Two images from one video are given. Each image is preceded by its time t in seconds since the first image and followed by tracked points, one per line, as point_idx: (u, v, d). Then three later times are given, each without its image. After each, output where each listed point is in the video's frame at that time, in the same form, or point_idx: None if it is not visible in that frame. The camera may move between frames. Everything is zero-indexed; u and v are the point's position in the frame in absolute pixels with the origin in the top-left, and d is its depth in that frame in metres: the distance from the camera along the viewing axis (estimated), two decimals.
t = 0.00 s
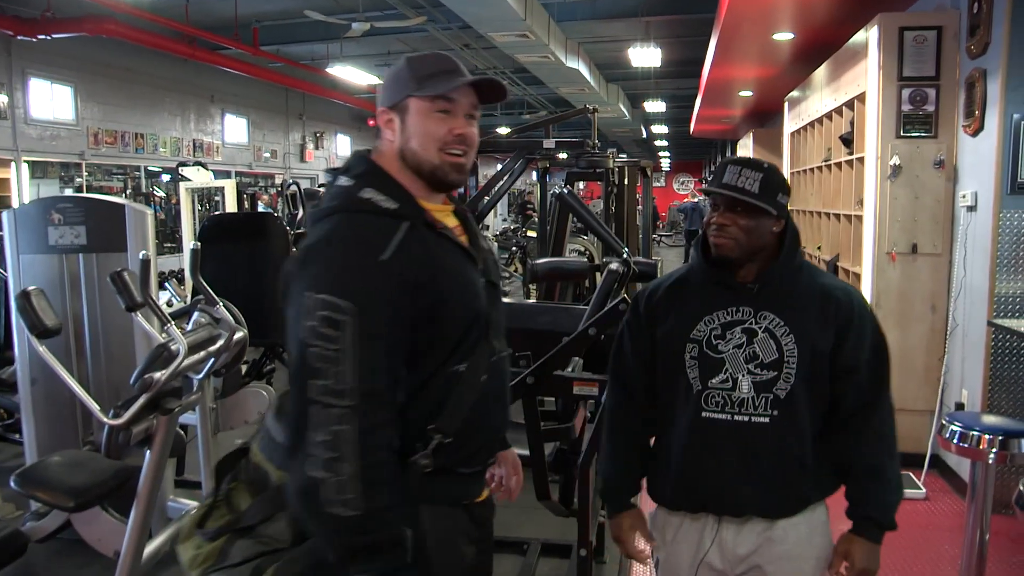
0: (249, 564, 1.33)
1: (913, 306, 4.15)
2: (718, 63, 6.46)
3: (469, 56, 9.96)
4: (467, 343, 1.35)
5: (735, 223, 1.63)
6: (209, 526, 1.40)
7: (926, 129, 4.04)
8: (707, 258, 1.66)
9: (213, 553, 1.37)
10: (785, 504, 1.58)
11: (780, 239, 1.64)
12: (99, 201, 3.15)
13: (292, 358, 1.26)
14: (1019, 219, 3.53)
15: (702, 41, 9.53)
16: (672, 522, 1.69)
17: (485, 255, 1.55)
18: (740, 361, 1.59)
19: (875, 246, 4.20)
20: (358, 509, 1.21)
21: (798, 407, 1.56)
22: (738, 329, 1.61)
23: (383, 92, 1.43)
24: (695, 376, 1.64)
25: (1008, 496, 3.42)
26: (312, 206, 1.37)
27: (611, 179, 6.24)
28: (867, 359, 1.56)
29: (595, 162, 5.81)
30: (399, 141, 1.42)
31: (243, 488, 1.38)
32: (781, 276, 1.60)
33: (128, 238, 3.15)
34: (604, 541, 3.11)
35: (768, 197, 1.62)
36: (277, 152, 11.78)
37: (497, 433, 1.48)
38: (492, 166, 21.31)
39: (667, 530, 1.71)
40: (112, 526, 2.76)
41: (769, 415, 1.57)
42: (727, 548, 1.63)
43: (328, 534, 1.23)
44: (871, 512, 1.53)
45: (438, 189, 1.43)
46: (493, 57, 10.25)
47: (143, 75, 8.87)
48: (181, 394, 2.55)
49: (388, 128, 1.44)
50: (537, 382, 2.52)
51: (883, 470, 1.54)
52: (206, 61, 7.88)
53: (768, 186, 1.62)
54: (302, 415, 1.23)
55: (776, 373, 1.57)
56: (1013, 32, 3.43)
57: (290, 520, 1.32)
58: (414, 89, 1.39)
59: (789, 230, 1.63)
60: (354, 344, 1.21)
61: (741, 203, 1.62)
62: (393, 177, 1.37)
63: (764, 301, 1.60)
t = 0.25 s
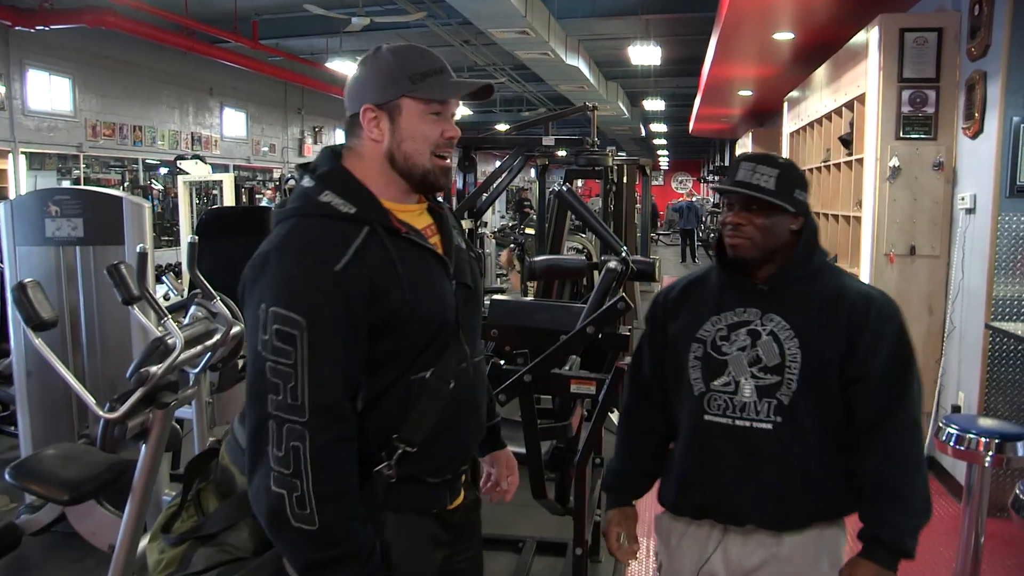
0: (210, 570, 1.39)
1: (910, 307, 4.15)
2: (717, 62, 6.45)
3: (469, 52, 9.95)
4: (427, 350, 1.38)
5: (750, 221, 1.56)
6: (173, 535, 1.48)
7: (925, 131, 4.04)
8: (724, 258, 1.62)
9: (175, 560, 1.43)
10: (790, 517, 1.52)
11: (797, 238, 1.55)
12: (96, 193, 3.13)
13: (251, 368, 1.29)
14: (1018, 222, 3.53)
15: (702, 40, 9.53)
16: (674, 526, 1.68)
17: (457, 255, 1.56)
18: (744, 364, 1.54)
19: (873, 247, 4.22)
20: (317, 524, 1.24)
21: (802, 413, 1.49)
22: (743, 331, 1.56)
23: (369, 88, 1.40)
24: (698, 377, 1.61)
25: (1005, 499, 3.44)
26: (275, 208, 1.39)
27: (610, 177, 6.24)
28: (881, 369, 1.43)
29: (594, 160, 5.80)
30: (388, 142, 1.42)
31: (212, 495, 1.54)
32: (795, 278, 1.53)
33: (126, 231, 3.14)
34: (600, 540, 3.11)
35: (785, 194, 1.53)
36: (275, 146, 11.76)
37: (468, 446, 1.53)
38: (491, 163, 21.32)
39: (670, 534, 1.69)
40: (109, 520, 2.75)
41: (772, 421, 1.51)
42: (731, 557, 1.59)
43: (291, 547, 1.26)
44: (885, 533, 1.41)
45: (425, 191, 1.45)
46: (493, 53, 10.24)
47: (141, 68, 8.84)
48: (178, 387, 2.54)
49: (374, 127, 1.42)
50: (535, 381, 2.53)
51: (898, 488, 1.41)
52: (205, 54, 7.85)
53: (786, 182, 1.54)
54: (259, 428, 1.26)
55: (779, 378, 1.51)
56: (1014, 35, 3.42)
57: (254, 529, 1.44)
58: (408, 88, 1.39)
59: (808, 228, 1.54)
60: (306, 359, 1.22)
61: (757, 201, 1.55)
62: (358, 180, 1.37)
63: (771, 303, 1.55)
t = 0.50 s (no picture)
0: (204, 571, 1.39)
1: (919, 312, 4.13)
2: (725, 64, 6.44)
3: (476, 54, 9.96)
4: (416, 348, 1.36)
5: (774, 224, 1.51)
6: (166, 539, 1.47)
7: (933, 135, 4.02)
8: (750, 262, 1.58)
9: (169, 563, 1.43)
10: (804, 527, 1.44)
11: (825, 242, 1.48)
12: (104, 193, 3.14)
13: (240, 377, 1.27)
14: None
15: (710, 43, 9.51)
16: (690, 532, 1.63)
17: (444, 251, 1.52)
18: (764, 370, 1.48)
19: (881, 251, 4.19)
20: (321, 523, 1.21)
21: (822, 422, 1.41)
22: (766, 335, 1.50)
23: (350, 88, 1.37)
24: (719, 381, 1.56)
25: (1011, 504, 3.40)
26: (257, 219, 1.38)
27: (617, 179, 6.23)
28: (901, 374, 1.34)
29: (601, 162, 5.78)
30: (371, 142, 1.39)
31: (207, 495, 1.53)
32: (822, 282, 1.46)
33: (132, 231, 3.15)
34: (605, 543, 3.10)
35: (813, 195, 1.47)
36: (283, 146, 11.80)
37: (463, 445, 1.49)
38: (498, 164, 21.36)
39: (686, 541, 1.64)
40: (114, 519, 2.75)
41: (790, 430, 1.44)
42: (746, 570, 1.52)
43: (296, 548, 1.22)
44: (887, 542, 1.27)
45: (411, 190, 1.43)
46: (501, 55, 10.24)
47: (149, 68, 8.87)
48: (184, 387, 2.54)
49: (356, 127, 1.39)
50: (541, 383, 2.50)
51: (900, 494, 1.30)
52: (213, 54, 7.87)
53: (813, 182, 1.48)
54: (252, 435, 1.24)
55: (799, 385, 1.43)
56: None
57: (249, 531, 1.45)
58: (391, 86, 1.36)
59: (839, 231, 1.48)
60: (293, 363, 1.21)
61: (783, 203, 1.50)
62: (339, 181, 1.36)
63: (795, 309, 1.48)
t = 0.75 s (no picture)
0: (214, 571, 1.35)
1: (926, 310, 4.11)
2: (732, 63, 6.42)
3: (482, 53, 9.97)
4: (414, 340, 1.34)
5: (793, 228, 1.51)
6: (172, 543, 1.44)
7: (940, 133, 4.00)
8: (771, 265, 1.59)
9: (178, 564, 1.39)
10: (813, 537, 1.42)
11: (845, 246, 1.47)
12: (111, 193, 3.16)
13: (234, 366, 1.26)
14: None
15: (716, 41, 9.50)
16: (710, 534, 1.63)
17: (438, 248, 1.53)
18: (779, 375, 1.48)
19: (889, 249, 4.21)
20: (298, 514, 1.17)
21: (834, 430, 1.40)
22: (782, 340, 1.50)
23: (349, 90, 1.36)
24: (737, 383, 1.57)
25: (1019, 505, 3.38)
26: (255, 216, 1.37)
27: (623, 178, 6.23)
28: (906, 389, 1.31)
29: (607, 161, 5.77)
30: (370, 143, 1.39)
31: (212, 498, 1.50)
32: (840, 287, 1.44)
33: (139, 230, 3.16)
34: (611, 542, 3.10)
35: (832, 198, 1.47)
36: (289, 146, 11.83)
37: (462, 433, 1.48)
38: (504, 164, 21.37)
39: (705, 543, 1.64)
40: (120, 518, 2.77)
41: (802, 435, 1.43)
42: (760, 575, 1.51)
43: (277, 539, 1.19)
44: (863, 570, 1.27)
45: (406, 190, 1.44)
46: (506, 54, 10.24)
47: (156, 68, 8.89)
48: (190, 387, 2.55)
49: (356, 128, 1.38)
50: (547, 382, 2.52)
51: (892, 522, 1.28)
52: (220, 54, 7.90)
53: (833, 186, 1.48)
54: (243, 422, 1.22)
55: (811, 391, 1.43)
56: None
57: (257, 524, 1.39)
58: (389, 89, 1.37)
59: (860, 235, 1.47)
60: (286, 351, 1.19)
61: (803, 206, 1.51)
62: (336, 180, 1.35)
63: (812, 313, 1.47)
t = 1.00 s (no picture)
0: (228, 563, 1.37)
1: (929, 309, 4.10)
2: (734, 61, 6.41)
3: (485, 52, 9.97)
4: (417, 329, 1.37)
5: (794, 227, 1.51)
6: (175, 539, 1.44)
7: (943, 131, 3.99)
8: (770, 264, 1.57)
9: (186, 558, 1.40)
10: (812, 537, 1.41)
11: (846, 246, 1.46)
12: (114, 193, 3.16)
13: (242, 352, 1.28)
14: None
15: (719, 40, 9.49)
16: (704, 532, 1.61)
17: (431, 243, 1.56)
18: (778, 374, 1.47)
19: (892, 247, 4.18)
20: (315, 491, 1.20)
21: (832, 430, 1.39)
22: (782, 339, 1.48)
23: (346, 91, 1.38)
24: (736, 381, 1.56)
25: (1022, 504, 3.37)
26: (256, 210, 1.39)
27: (626, 177, 6.22)
28: (909, 391, 1.30)
29: (609, 159, 5.76)
30: (366, 141, 1.41)
31: (210, 492, 1.48)
32: (842, 288, 1.43)
33: (141, 230, 3.17)
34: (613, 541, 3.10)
35: (831, 199, 1.46)
36: (292, 145, 11.84)
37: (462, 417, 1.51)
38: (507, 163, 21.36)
39: (699, 541, 1.62)
40: (122, 517, 2.77)
41: (799, 435, 1.42)
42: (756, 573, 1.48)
43: (290, 517, 1.21)
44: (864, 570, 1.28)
45: (401, 185, 1.46)
46: (509, 53, 10.24)
47: (158, 67, 8.90)
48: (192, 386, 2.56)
49: (352, 125, 1.40)
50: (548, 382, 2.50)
51: (898, 522, 1.28)
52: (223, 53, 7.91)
53: (834, 186, 1.47)
54: (255, 404, 1.24)
55: (809, 392, 1.41)
56: None
57: (266, 515, 1.40)
58: (384, 89, 1.39)
59: (862, 236, 1.45)
60: (298, 335, 1.21)
61: (803, 206, 1.50)
62: (335, 175, 1.38)
63: (813, 313, 1.45)
